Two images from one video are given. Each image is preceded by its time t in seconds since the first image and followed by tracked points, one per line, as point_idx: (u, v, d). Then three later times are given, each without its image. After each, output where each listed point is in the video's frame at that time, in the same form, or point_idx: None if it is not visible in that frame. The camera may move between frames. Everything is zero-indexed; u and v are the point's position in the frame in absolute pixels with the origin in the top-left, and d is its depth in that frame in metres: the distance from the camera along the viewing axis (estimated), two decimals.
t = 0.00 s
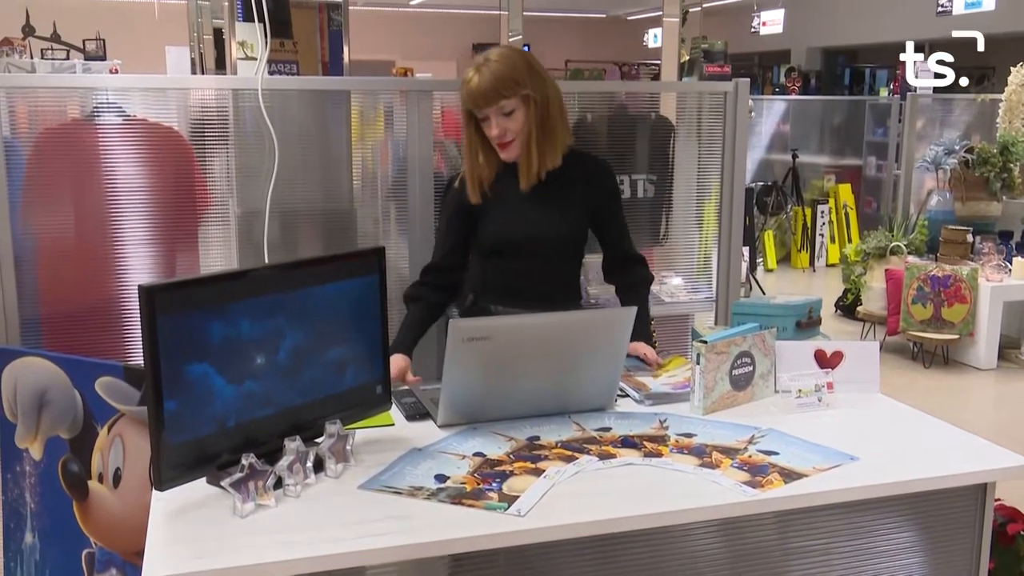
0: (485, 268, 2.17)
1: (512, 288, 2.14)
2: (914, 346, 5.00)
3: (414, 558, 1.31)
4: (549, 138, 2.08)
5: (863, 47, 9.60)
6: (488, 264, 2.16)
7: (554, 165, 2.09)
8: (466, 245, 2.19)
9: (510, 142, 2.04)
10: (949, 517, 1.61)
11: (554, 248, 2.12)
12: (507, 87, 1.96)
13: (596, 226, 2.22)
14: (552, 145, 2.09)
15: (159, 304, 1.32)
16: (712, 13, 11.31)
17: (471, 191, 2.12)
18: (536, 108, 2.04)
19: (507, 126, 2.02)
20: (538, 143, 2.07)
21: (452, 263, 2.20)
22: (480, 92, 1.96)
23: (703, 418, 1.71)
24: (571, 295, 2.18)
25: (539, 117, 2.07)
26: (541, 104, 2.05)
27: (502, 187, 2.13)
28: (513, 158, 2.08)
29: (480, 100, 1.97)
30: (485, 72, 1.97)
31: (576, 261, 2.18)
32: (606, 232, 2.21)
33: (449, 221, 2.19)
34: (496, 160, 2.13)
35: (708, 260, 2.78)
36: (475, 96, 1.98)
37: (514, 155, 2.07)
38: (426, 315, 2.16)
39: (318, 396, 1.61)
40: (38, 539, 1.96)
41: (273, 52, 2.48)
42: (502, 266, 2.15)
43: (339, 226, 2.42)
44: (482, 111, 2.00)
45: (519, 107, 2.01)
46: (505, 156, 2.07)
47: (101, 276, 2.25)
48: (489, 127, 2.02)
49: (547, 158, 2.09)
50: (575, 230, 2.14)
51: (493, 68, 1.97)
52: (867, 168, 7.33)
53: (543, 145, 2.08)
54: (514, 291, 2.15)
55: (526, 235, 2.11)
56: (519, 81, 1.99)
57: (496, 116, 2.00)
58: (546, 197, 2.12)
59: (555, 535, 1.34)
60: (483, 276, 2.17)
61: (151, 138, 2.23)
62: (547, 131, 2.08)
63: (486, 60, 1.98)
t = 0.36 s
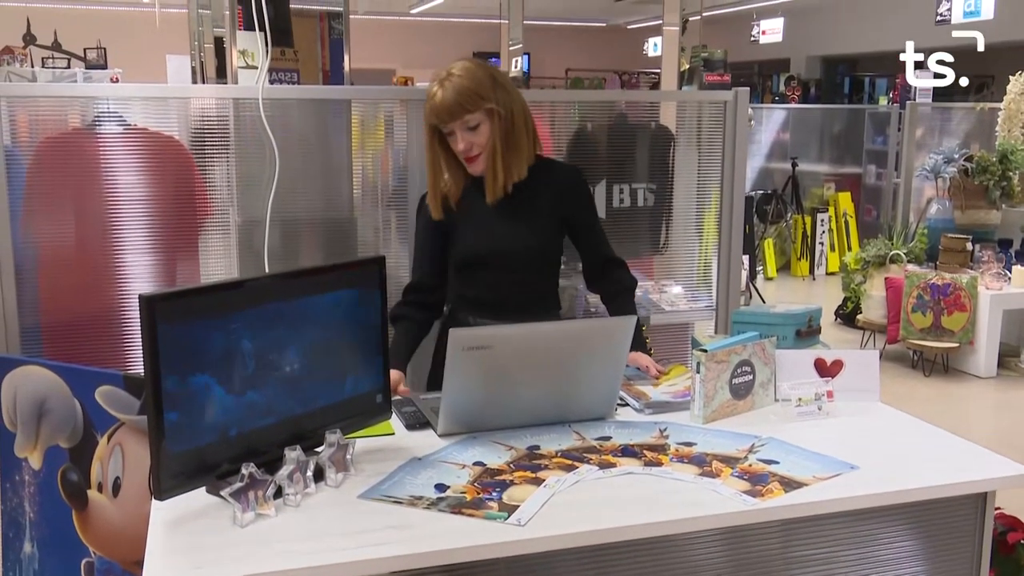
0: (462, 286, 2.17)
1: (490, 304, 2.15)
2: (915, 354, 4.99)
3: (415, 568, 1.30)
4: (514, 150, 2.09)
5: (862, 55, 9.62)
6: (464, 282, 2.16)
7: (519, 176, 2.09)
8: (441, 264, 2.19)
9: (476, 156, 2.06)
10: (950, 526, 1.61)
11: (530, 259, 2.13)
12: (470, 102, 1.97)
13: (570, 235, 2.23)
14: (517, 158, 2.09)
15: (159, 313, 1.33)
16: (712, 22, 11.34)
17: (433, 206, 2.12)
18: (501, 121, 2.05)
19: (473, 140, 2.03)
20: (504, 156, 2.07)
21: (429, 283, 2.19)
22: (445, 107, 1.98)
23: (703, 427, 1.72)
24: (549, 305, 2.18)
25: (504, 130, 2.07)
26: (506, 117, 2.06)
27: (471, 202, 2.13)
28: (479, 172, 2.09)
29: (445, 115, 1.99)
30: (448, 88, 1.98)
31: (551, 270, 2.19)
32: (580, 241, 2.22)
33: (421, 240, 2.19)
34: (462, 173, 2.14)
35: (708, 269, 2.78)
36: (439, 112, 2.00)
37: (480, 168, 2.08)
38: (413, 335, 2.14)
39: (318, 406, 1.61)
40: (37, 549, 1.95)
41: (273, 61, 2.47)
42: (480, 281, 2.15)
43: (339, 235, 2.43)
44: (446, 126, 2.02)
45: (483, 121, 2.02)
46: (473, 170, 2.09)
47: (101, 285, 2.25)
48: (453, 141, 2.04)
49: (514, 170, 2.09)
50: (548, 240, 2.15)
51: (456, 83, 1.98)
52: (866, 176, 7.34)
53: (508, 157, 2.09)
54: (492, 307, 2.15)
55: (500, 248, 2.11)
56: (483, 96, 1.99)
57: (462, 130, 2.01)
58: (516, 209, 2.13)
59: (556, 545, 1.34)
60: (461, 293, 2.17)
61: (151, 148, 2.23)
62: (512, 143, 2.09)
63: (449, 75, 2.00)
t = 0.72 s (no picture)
0: (459, 294, 2.17)
1: (486, 309, 2.15)
2: (913, 359, 5.00)
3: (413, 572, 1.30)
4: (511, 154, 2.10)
5: (859, 60, 9.64)
6: (461, 289, 2.17)
7: (517, 181, 2.10)
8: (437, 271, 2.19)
9: (477, 160, 2.05)
10: (948, 529, 1.61)
11: (523, 263, 2.13)
12: (474, 107, 1.96)
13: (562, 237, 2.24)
14: (514, 162, 2.10)
15: (157, 318, 1.33)
16: (710, 28, 11.36)
17: (426, 212, 2.12)
18: (500, 126, 2.05)
19: (475, 144, 2.02)
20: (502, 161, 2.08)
21: (425, 291, 2.19)
22: (450, 110, 1.95)
23: (701, 431, 1.72)
24: (545, 308, 2.20)
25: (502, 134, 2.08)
26: (506, 123, 2.07)
27: (466, 208, 2.13)
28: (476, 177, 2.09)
29: (449, 118, 1.97)
30: (451, 92, 1.96)
31: (548, 272, 2.20)
32: (573, 243, 2.23)
33: (416, 249, 2.18)
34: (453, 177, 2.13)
35: (706, 274, 2.78)
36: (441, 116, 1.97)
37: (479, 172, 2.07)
38: (411, 343, 2.14)
39: (317, 411, 1.61)
40: (34, 555, 1.94)
41: (272, 66, 2.47)
42: (474, 288, 2.15)
43: (338, 240, 2.43)
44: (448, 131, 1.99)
45: (486, 124, 2.01)
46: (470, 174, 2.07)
47: (100, 290, 2.25)
48: (454, 146, 2.01)
49: (510, 175, 2.10)
50: (542, 244, 2.16)
51: (462, 85, 1.97)
52: (863, 181, 7.35)
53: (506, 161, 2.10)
54: (488, 312, 2.16)
55: (494, 255, 2.11)
56: (486, 99, 1.99)
57: (465, 133, 2.00)
58: (508, 213, 2.13)
59: (555, 549, 1.34)
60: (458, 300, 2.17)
61: (150, 153, 2.23)
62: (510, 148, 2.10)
63: (450, 79, 1.97)
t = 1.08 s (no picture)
0: (456, 298, 2.17)
1: (484, 314, 2.15)
2: (910, 363, 5.00)
3: None
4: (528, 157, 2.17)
5: (857, 65, 9.66)
6: (459, 294, 2.16)
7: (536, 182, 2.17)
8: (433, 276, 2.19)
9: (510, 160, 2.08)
10: (946, 532, 1.62)
11: (522, 268, 2.14)
12: (511, 106, 2.03)
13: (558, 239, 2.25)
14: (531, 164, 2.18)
15: (156, 322, 1.33)
16: (708, 32, 11.37)
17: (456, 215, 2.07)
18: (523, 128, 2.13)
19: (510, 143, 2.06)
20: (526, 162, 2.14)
21: (421, 296, 2.18)
22: (493, 107, 2.01)
23: (699, 435, 1.72)
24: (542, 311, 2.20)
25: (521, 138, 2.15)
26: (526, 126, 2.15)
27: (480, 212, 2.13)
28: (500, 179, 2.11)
29: (492, 114, 2.01)
30: (492, 89, 2.01)
31: (545, 274, 2.20)
32: (569, 246, 2.24)
33: (412, 255, 2.17)
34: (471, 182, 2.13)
35: (704, 278, 2.79)
36: (483, 111, 2.01)
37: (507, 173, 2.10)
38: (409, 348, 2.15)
39: (314, 413, 1.61)
40: (32, 558, 1.94)
41: (271, 70, 2.51)
42: (472, 293, 2.14)
43: (336, 244, 2.43)
44: (489, 126, 2.02)
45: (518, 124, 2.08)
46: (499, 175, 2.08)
47: (99, 293, 2.26)
48: (492, 143, 2.03)
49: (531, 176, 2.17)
50: (540, 247, 2.17)
51: (500, 85, 2.03)
52: (861, 185, 7.36)
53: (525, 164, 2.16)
54: (485, 316, 2.15)
55: (492, 259, 2.12)
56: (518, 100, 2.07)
57: (504, 131, 2.04)
58: (508, 219, 2.14)
59: (552, 553, 1.34)
60: (455, 305, 2.17)
61: (149, 157, 2.24)
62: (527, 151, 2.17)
63: (487, 79, 2.03)
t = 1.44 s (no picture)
0: (454, 296, 2.17)
1: (482, 313, 2.15)
2: (907, 362, 5.01)
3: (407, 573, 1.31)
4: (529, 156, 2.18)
5: (854, 64, 9.66)
6: (457, 292, 2.16)
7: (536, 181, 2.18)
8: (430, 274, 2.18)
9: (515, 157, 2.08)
10: (941, 531, 1.62)
11: (519, 267, 2.15)
12: (518, 104, 2.05)
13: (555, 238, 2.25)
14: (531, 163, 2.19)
15: (154, 319, 1.33)
16: (706, 31, 11.37)
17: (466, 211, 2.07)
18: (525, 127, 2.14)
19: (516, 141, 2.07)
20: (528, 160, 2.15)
21: (418, 295, 2.18)
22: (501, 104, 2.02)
23: (695, 434, 1.72)
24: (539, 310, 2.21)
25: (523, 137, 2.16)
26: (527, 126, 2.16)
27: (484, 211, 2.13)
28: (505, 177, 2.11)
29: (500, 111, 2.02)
30: (499, 86, 2.03)
31: (543, 273, 2.21)
32: (566, 245, 2.25)
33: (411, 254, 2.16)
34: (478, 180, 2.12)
35: (701, 277, 2.79)
36: (492, 109, 2.02)
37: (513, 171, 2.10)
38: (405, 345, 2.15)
39: (312, 411, 1.61)
40: (30, 555, 1.94)
41: (268, 68, 2.51)
42: (471, 291, 2.14)
43: (333, 242, 2.43)
44: (498, 124, 2.02)
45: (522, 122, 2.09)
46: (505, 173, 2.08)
47: (96, 291, 2.26)
48: (500, 140, 2.03)
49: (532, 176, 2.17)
50: (539, 246, 2.18)
51: (506, 84, 2.04)
52: (858, 184, 7.36)
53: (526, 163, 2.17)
54: (482, 314, 2.16)
55: (492, 258, 2.12)
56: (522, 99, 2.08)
57: (511, 129, 2.05)
58: (507, 218, 2.14)
59: (549, 550, 1.34)
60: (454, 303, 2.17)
61: (147, 155, 2.24)
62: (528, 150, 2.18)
63: (493, 77, 2.04)
